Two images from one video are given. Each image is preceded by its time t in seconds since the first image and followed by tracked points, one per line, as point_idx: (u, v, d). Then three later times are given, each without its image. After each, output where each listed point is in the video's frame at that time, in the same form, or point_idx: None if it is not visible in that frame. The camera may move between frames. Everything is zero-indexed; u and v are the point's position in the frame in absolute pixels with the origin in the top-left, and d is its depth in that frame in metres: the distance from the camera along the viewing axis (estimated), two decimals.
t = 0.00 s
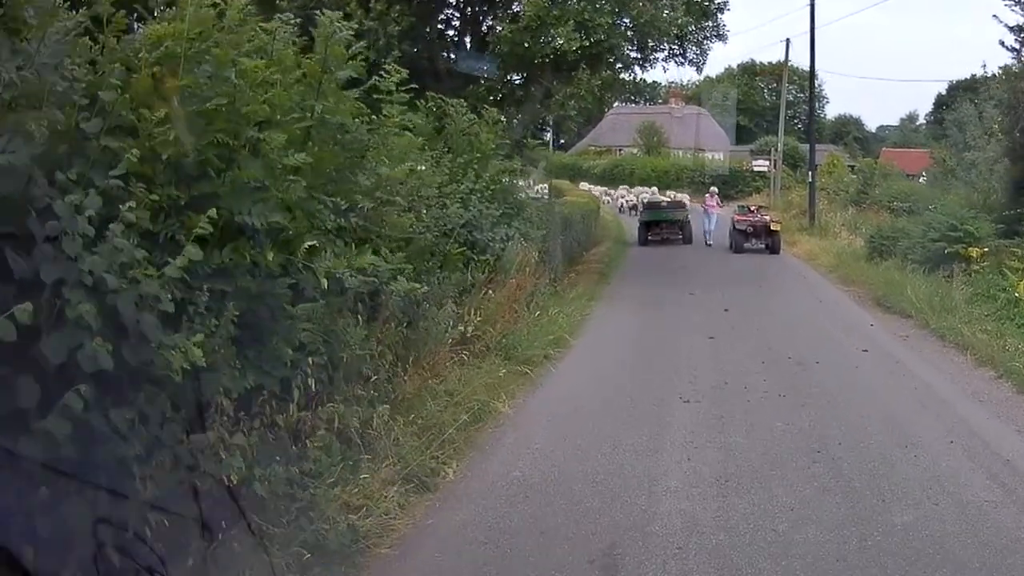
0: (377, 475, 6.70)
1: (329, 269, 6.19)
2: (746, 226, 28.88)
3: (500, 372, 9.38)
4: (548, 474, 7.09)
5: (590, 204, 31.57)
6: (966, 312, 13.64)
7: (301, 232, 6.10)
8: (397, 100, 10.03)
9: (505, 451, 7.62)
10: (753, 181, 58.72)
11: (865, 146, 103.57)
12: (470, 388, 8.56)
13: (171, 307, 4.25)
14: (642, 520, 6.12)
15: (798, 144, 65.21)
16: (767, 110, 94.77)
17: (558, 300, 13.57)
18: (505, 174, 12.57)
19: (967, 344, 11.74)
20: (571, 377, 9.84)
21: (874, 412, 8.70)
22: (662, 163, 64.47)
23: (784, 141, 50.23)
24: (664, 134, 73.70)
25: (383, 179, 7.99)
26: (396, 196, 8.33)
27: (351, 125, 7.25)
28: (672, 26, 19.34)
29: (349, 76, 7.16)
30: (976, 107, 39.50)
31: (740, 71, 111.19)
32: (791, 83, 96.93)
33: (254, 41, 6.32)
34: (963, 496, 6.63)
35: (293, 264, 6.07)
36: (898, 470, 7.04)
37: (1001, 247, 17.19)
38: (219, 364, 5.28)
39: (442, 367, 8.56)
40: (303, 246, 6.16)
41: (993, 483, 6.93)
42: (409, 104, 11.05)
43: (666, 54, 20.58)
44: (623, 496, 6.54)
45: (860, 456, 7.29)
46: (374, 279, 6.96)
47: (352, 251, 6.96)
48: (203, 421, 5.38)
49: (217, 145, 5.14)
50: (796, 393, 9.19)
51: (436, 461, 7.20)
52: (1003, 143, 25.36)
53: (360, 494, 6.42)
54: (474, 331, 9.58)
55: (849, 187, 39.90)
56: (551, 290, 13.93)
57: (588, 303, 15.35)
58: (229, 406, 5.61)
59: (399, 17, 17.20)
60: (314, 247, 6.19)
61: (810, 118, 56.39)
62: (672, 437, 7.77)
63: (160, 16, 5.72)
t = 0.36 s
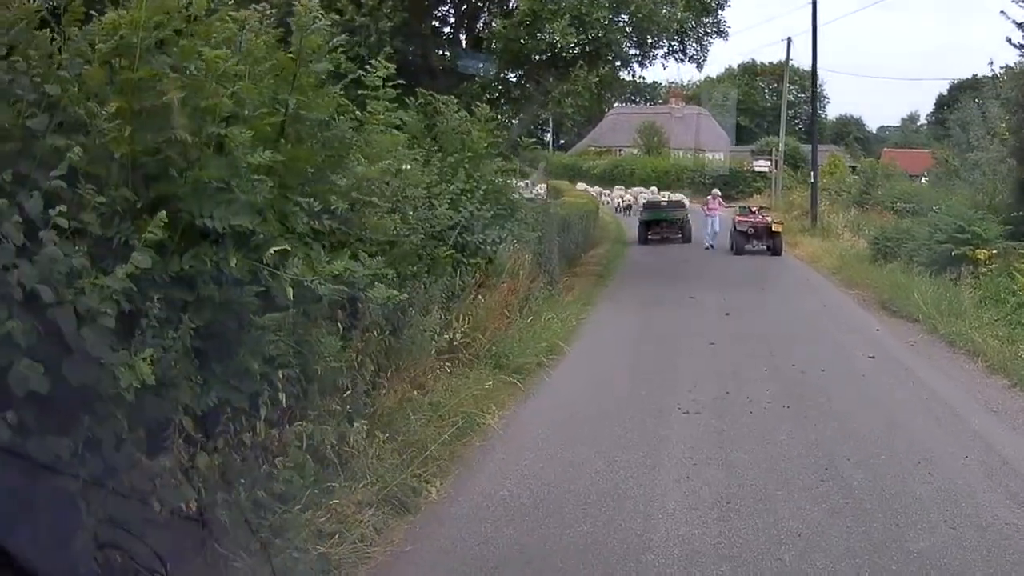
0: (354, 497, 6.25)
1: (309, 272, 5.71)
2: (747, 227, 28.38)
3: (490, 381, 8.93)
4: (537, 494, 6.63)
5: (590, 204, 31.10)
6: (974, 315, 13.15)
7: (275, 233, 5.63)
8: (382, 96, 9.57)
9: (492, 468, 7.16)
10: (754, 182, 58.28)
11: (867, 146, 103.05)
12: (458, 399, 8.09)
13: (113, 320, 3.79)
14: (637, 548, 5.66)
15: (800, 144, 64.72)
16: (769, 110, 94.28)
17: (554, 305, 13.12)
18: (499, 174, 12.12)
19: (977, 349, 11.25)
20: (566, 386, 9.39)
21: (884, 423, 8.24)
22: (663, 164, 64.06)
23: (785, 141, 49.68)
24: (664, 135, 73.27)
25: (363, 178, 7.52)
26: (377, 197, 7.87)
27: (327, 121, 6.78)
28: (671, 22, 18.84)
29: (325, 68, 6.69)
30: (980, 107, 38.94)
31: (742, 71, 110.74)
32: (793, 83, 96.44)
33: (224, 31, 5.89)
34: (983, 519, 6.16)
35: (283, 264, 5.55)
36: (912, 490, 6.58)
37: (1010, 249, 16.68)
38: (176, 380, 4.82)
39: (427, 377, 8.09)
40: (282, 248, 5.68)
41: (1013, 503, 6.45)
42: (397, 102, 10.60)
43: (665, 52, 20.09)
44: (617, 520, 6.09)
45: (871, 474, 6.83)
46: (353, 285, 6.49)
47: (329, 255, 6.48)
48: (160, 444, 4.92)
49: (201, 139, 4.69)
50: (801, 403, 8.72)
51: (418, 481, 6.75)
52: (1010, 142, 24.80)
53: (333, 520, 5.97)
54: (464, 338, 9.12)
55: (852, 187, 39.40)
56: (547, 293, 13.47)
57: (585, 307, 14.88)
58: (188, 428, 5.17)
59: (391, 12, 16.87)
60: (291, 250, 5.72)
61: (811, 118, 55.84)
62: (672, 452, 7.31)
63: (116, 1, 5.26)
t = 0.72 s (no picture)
0: (332, 517, 5.90)
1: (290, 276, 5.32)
2: (748, 228, 28.02)
3: (481, 389, 8.58)
4: (526, 512, 6.27)
5: (589, 205, 30.78)
6: (982, 319, 12.75)
7: (248, 236, 5.27)
8: (371, 93, 9.23)
9: (480, 483, 6.80)
10: (755, 182, 57.90)
11: (868, 147, 102.64)
12: (447, 408, 7.74)
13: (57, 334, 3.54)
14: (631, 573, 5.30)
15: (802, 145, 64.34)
16: (770, 110, 93.91)
17: (551, 307, 12.78)
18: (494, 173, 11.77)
19: (986, 353, 10.87)
20: (561, 393, 9.03)
21: (892, 432, 7.87)
22: (663, 164, 63.74)
23: (787, 141, 49.30)
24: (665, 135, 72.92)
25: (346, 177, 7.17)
26: (360, 195, 7.52)
27: (306, 117, 6.43)
28: (672, 19, 18.46)
29: (305, 62, 6.32)
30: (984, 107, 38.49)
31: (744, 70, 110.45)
32: (795, 83, 96.07)
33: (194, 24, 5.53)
34: (999, 539, 5.79)
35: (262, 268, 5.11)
36: (924, 508, 6.22)
37: (1017, 251, 16.27)
38: (140, 395, 4.47)
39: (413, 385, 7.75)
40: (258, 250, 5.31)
41: None
42: (386, 99, 10.25)
43: (665, 49, 19.76)
44: (611, 541, 5.74)
45: (880, 490, 6.47)
46: (333, 291, 6.13)
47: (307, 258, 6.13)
48: (120, 463, 4.58)
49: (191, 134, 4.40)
50: (806, 410, 8.37)
51: (402, 497, 6.40)
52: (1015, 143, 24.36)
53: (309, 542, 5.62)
54: (457, 343, 8.77)
55: (854, 188, 39.00)
56: (544, 296, 13.12)
57: (584, 311, 14.53)
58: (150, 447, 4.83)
59: (384, 9, 16.56)
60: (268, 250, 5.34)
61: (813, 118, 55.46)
62: (670, 465, 6.96)
63: None
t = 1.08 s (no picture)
0: (309, 540, 5.55)
1: (260, 281, 4.92)
2: (749, 229, 27.64)
3: (473, 398, 8.21)
4: (515, 533, 5.90)
5: (588, 205, 30.43)
6: (990, 323, 12.36)
7: (219, 237, 4.89)
8: (358, 89, 8.87)
9: (468, 501, 6.42)
10: (756, 182, 57.54)
11: (869, 147, 102.35)
12: (434, 418, 7.37)
13: None
14: None
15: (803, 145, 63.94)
16: (771, 110, 93.55)
17: (549, 311, 12.42)
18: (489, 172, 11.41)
19: (997, 359, 10.48)
20: (556, 402, 8.66)
21: (901, 443, 7.51)
22: (664, 164, 63.42)
23: (788, 142, 48.88)
24: (665, 135, 72.60)
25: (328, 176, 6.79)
26: (343, 195, 7.14)
27: (287, 113, 6.06)
28: (672, 14, 18.05)
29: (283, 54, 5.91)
30: (989, 107, 38.01)
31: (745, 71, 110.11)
32: (796, 83, 95.70)
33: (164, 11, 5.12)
34: (1020, 562, 5.41)
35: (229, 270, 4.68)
36: (938, 528, 5.85)
37: None
38: (97, 412, 4.12)
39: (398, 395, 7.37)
40: (228, 252, 4.92)
41: None
42: (375, 97, 9.89)
43: (665, 45, 19.40)
44: (604, 565, 5.37)
45: (891, 509, 6.10)
46: (310, 296, 5.75)
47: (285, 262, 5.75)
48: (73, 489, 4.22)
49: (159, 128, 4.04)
50: (811, 420, 8.00)
51: (385, 517, 6.04)
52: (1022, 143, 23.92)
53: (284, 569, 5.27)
54: (447, 350, 8.41)
55: (857, 188, 38.59)
56: (540, 299, 12.75)
57: (581, 314, 14.17)
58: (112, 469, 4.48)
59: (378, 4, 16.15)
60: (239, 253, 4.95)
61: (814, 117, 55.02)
62: (668, 479, 6.60)
63: None
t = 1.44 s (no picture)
0: (286, 562, 5.24)
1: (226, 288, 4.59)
2: (751, 230, 27.33)
3: (465, 406, 7.90)
4: (504, 552, 5.58)
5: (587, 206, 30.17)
6: (998, 326, 12.04)
7: (190, 240, 4.58)
8: (347, 86, 8.59)
9: (456, 517, 6.11)
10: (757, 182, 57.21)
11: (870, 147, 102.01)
12: (422, 429, 7.06)
13: None
14: None
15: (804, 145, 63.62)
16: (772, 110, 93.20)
17: (545, 315, 12.11)
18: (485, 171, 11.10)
19: (1006, 364, 10.15)
20: (550, 410, 8.35)
21: (909, 455, 7.19)
22: (664, 165, 63.10)
23: (789, 142, 48.55)
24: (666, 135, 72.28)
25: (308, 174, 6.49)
26: (326, 196, 6.83)
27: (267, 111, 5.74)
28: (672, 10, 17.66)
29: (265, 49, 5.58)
30: (992, 107, 37.68)
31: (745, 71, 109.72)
32: (797, 83, 95.35)
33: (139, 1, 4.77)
34: None
35: (193, 275, 4.39)
36: (951, 547, 5.53)
37: None
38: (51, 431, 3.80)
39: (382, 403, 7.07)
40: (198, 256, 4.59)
41: None
42: (364, 96, 9.58)
43: (665, 41, 19.04)
44: None
45: (902, 527, 5.78)
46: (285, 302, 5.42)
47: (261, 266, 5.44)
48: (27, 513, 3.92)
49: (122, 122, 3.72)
50: (815, 429, 7.69)
51: (368, 536, 5.73)
52: None
53: None
54: (437, 357, 8.09)
55: (858, 189, 38.26)
56: (536, 302, 12.45)
57: (578, 317, 13.87)
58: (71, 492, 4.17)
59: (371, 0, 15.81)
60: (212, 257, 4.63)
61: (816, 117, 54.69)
62: (665, 494, 6.29)
63: None
